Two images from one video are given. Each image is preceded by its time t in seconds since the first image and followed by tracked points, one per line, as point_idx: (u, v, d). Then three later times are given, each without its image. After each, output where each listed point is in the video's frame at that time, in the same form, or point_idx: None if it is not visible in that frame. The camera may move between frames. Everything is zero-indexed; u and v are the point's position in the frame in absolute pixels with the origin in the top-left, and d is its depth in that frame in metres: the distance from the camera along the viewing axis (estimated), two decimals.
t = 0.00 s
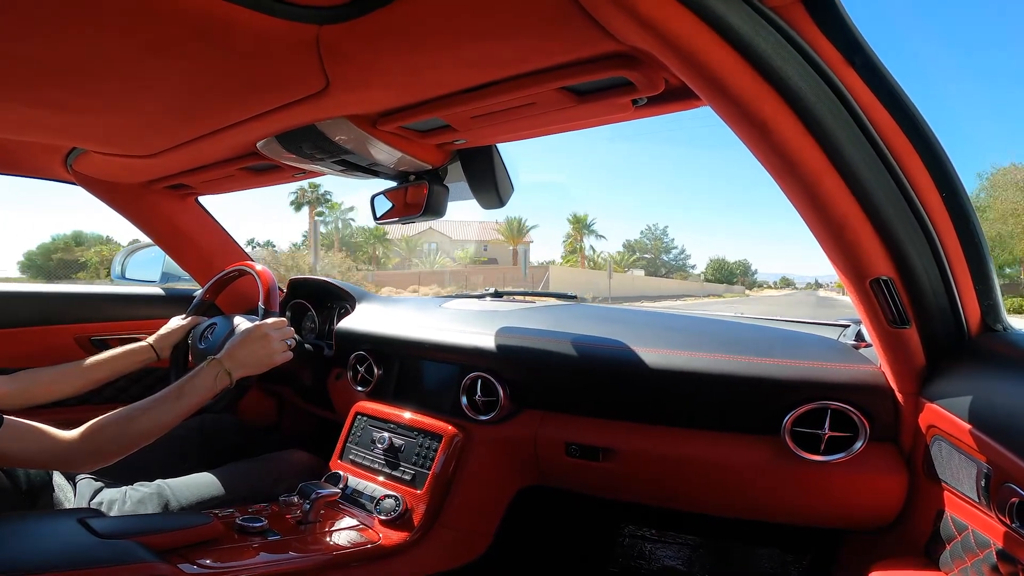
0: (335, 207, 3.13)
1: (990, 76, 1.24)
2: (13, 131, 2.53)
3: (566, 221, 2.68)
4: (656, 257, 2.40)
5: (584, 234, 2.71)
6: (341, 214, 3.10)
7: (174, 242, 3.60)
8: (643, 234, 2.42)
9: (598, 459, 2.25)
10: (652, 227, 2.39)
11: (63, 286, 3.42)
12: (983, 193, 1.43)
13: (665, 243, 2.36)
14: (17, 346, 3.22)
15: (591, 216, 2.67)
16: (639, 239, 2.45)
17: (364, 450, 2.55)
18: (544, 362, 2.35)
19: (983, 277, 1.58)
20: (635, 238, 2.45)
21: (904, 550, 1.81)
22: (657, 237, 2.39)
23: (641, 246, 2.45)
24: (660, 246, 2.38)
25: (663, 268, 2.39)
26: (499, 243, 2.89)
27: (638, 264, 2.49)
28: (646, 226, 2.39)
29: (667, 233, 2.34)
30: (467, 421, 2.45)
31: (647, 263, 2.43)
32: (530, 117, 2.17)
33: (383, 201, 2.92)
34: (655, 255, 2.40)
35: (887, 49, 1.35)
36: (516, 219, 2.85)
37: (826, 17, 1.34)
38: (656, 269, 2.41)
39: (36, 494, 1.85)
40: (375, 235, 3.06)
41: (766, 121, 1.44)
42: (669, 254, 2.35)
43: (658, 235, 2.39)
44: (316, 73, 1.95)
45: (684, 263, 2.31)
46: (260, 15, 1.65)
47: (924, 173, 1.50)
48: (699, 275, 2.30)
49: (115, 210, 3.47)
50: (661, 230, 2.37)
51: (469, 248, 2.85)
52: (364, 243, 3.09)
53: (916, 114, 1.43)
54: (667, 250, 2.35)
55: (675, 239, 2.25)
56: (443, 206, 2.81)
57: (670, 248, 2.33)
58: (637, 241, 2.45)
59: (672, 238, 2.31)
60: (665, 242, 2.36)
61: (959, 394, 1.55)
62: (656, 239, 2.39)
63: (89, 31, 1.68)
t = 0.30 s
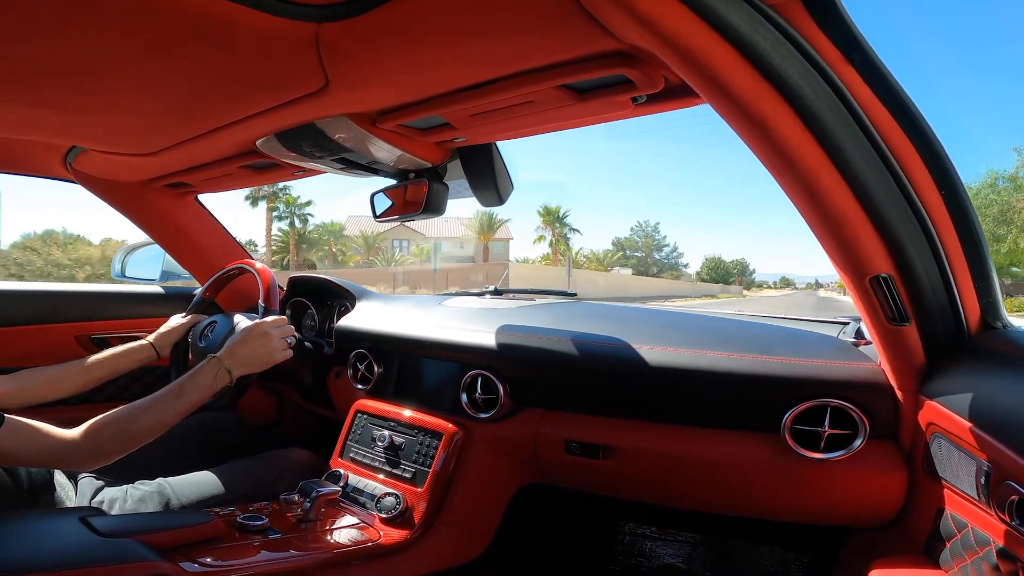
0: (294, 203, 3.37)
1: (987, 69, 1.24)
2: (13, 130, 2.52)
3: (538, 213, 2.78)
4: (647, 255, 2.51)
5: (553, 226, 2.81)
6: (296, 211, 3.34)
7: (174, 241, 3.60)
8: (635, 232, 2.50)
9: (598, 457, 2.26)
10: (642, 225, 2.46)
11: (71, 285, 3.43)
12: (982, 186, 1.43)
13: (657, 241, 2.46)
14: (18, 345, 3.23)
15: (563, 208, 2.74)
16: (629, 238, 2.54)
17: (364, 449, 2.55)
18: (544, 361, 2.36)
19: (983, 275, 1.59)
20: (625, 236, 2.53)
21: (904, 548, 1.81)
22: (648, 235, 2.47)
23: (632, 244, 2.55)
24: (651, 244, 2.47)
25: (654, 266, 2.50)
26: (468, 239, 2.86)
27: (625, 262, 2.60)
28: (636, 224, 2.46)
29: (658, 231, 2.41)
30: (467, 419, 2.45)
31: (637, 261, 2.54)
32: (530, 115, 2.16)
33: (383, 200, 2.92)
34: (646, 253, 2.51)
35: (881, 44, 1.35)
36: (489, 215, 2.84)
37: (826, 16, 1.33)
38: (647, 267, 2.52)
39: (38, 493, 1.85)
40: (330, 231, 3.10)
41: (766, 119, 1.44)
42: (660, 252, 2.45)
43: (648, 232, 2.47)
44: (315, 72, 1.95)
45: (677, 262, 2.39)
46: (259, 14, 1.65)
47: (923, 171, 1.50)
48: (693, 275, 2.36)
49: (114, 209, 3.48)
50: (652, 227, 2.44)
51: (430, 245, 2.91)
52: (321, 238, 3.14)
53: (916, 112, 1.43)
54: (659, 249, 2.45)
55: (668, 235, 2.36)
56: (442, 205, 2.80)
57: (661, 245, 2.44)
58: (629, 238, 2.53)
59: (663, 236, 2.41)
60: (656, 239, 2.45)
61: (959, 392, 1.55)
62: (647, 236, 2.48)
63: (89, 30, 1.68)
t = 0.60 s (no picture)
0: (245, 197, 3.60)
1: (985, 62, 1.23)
2: (13, 127, 2.52)
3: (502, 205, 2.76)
4: (637, 253, 2.45)
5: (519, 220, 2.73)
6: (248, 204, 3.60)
7: (174, 238, 3.61)
8: (622, 226, 2.44)
9: (597, 456, 2.26)
10: (632, 221, 2.42)
11: (69, 282, 3.46)
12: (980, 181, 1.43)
13: (647, 238, 2.42)
14: (18, 342, 3.23)
15: (526, 197, 2.73)
16: (618, 234, 2.46)
17: (363, 447, 2.56)
18: (544, 360, 2.35)
19: (983, 276, 1.59)
20: (613, 233, 2.45)
21: (902, 548, 1.81)
22: (638, 231, 2.43)
23: (621, 241, 2.48)
24: (641, 240, 2.43)
25: (644, 265, 2.46)
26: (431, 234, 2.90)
27: (610, 260, 2.51)
28: (625, 219, 2.42)
29: (649, 226, 2.38)
30: (466, 418, 2.45)
31: (625, 259, 2.48)
32: (530, 114, 2.16)
33: (383, 197, 2.93)
34: (635, 251, 2.46)
35: (879, 38, 1.34)
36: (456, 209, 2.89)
37: (828, 15, 1.33)
38: (636, 265, 2.47)
39: (36, 490, 1.85)
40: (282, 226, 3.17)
41: (766, 118, 1.44)
42: (652, 249, 2.42)
43: (638, 228, 2.43)
44: (316, 70, 1.95)
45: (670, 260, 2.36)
46: (259, 12, 1.65)
47: (923, 171, 1.50)
48: (690, 274, 2.40)
49: (114, 206, 3.48)
50: (642, 223, 2.41)
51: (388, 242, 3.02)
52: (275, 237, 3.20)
53: (916, 112, 1.43)
54: (650, 245, 2.41)
55: (659, 233, 2.33)
56: (443, 203, 2.81)
57: (654, 243, 2.39)
58: (617, 234, 2.46)
59: (654, 232, 2.38)
60: (646, 235, 2.41)
61: (958, 393, 1.55)
62: (637, 232, 2.44)
63: (89, 27, 1.68)
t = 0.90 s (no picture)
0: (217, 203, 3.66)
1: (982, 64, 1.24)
2: (13, 127, 2.53)
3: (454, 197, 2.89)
4: (625, 249, 2.48)
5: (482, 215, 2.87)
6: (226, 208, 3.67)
7: (175, 239, 3.62)
8: (610, 222, 2.49)
9: (597, 457, 2.26)
10: (620, 216, 2.45)
11: (68, 282, 3.46)
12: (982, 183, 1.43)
13: (636, 235, 2.44)
14: (17, 342, 3.23)
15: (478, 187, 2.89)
16: (605, 231, 2.52)
17: (362, 448, 2.56)
18: (543, 361, 2.35)
19: (982, 277, 1.59)
20: (601, 229, 2.52)
21: (901, 550, 1.81)
22: (626, 227, 2.46)
23: (608, 238, 2.53)
24: (630, 237, 2.46)
25: (632, 263, 2.48)
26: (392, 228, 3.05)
27: (597, 257, 2.59)
28: (614, 215, 2.45)
29: (637, 221, 2.40)
30: (465, 419, 2.45)
31: (615, 256, 2.52)
32: (530, 115, 2.16)
33: (384, 199, 2.94)
34: (624, 248, 2.49)
35: (880, 40, 1.35)
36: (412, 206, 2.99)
37: (828, 17, 1.34)
38: (624, 263, 2.51)
39: (35, 490, 1.85)
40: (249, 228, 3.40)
41: (766, 120, 1.44)
42: (641, 246, 2.43)
43: (626, 224, 2.46)
44: (316, 70, 1.95)
45: (659, 257, 2.36)
46: (259, 12, 1.65)
47: (923, 173, 1.50)
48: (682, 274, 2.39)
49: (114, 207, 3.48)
50: (630, 219, 2.43)
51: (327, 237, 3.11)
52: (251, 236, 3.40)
53: (916, 114, 1.43)
54: (639, 242, 2.43)
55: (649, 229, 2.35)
56: (443, 205, 2.82)
57: (645, 241, 2.40)
58: (604, 231, 2.52)
59: (643, 228, 2.41)
60: (635, 231, 2.43)
61: (957, 395, 1.55)
62: (625, 228, 2.47)
63: (89, 27, 1.68)
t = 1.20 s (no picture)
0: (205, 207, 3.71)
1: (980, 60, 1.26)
2: (13, 133, 2.53)
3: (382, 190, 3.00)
4: (612, 246, 2.56)
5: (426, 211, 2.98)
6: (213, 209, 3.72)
7: (174, 245, 3.61)
8: (597, 218, 2.56)
9: (597, 460, 2.26)
10: (607, 211, 2.53)
11: (68, 288, 3.45)
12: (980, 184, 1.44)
13: (623, 231, 2.54)
14: (16, 348, 3.22)
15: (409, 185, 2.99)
16: (591, 226, 2.59)
17: (362, 452, 2.55)
18: (543, 363, 2.35)
19: (981, 277, 1.59)
20: (586, 225, 2.58)
21: (904, 552, 1.81)
22: (613, 222, 2.54)
23: (593, 233, 2.60)
24: (617, 232, 2.54)
25: (618, 259, 2.56)
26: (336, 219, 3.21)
27: (583, 256, 2.65)
28: (601, 209, 2.53)
29: (624, 216, 2.49)
30: (465, 423, 2.45)
31: (602, 252, 2.59)
32: (530, 118, 2.17)
33: (383, 203, 2.94)
34: (610, 244, 2.57)
35: (876, 41, 1.36)
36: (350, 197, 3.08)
37: (824, 17, 1.35)
38: (610, 259, 2.57)
39: (35, 494, 1.85)
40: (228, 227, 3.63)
41: (764, 122, 1.44)
42: (628, 242, 2.53)
43: (613, 219, 2.54)
44: (315, 74, 1.95)
45: (648, 253, 2.49)
46: (258, 16, 1.65)
47: (921, 174, 1.50)
48: (675, 272, 2.42)
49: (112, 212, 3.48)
50: (617, 214, 2.52)
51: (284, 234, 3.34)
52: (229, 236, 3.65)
53: (913, 115, 1.44)
54: (626, 238, 2.53)
55: (637, 223, 2.45)
56: (441, 209, 2.83)
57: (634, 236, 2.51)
58: (590, 226, 2.59)
59: (630, 223, 2.50)
60: (621, 226, 2.52)
61: (958, 396, 1.55)
62: (612, 224, 2.55)
63: (88, 31, 1.68)
